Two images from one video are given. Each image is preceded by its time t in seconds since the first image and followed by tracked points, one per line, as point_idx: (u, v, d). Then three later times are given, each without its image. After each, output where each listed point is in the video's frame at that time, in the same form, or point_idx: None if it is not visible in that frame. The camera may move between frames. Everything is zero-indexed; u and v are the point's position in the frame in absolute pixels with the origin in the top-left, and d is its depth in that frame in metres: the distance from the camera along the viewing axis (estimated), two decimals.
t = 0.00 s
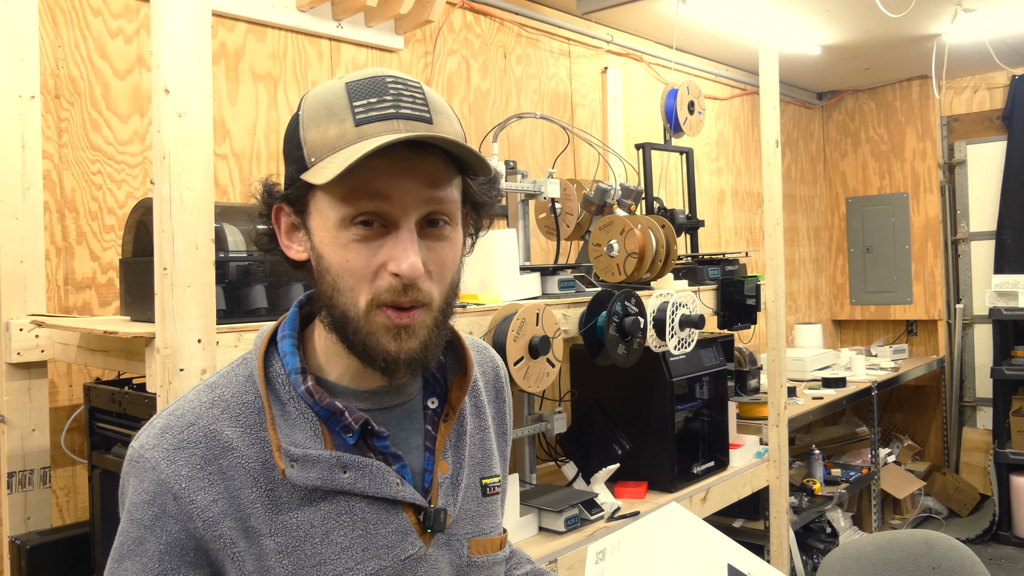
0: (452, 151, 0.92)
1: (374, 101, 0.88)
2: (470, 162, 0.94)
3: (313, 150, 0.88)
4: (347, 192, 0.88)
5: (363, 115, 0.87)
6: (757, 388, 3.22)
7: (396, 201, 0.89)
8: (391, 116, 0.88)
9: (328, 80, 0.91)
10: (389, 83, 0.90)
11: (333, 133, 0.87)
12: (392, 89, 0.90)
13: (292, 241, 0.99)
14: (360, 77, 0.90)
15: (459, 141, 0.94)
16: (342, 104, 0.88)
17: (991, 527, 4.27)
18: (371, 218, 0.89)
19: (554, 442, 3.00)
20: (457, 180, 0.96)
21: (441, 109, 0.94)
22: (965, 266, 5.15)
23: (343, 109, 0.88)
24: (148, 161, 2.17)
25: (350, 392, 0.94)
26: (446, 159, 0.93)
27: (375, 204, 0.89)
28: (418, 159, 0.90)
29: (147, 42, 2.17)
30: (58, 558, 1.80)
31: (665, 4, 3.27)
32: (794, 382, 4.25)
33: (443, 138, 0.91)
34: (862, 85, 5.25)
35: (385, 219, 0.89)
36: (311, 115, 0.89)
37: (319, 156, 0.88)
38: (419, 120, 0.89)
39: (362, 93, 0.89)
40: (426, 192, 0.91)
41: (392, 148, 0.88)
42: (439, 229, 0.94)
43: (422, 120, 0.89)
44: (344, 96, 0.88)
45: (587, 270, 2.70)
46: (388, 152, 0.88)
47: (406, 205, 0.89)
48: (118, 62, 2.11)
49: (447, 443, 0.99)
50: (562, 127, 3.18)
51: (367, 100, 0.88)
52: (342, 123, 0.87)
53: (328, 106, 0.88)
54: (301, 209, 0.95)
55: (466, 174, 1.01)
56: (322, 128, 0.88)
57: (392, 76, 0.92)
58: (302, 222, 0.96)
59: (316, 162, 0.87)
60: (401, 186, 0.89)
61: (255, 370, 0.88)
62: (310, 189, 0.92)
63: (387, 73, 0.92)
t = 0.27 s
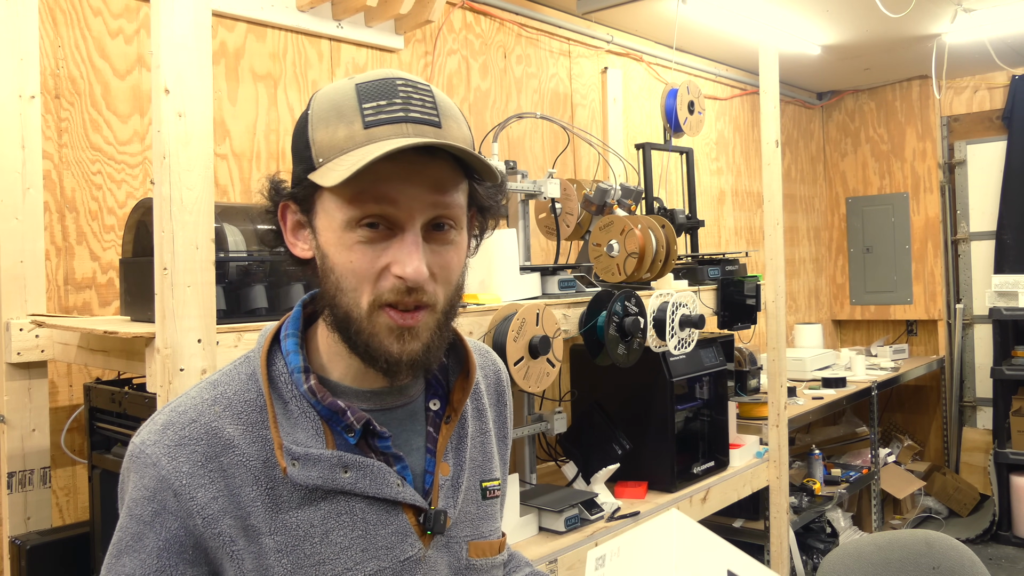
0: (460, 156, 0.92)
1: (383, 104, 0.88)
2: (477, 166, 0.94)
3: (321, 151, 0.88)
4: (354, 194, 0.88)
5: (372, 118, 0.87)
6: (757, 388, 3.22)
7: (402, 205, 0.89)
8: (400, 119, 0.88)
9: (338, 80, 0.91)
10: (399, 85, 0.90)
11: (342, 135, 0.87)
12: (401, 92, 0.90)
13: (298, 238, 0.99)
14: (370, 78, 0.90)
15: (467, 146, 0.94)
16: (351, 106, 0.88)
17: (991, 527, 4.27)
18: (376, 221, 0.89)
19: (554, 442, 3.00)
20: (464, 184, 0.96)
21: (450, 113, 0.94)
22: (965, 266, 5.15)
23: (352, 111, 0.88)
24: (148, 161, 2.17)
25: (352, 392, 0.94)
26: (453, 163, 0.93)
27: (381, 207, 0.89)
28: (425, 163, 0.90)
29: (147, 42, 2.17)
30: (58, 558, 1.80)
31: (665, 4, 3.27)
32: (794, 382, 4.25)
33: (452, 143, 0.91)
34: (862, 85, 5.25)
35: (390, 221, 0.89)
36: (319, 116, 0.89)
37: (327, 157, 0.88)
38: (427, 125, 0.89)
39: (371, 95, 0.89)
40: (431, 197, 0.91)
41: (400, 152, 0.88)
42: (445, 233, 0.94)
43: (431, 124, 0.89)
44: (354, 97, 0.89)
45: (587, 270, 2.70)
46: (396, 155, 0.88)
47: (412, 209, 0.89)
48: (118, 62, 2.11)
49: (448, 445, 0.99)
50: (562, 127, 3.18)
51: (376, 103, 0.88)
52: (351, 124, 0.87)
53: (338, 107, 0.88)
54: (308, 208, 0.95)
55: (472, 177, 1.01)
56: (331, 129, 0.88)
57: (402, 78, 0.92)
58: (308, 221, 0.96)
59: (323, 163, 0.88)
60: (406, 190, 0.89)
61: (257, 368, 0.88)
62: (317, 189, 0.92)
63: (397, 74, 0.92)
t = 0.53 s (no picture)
0: (470, 158, 0.93)
1: (397, 104, 0.88)
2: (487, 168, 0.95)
3: (333, 150, 0.88)
4: (368, 194, 0.88)
5: (385, 118, 0.87)
6: (758, 388, 3.22)
7: (416, 207, 0.89)
8: (414, 120, 0.88)
9: (349, 78, 0.91)
10: (411, 86, 0.90)
11: (355, 135, 0.87)
12: (414, 93, 0.90)
13: (303, 237, 0.99)
14: (382, 78, 0.90)
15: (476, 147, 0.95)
16: (364, 106, 0.88)
17: (991, 527, 4.27)
18: (389, 222, 0.89)
19: (554, 442, 3.00)
20: (473, 186, 0.96)
21: (461, 114, 0.94)
22: (965, 266, 5.15)
23: (365, 111, 0.88)
24: (148, 161, 2.17)
25: (354, 391, 0.94)
26: (464, 165, 0.94)
27: (395, 208, 0.88)
28: (438, 164, 0.90)
29: (147, 42, 2.17)
30: (58, 558, 1.80)
31: (665, 4, 3.27)
32: (794, 382, 4.25)
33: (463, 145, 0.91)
34: (862, 85, 5.25)
35: (403, 222, 0.89)
36: (331, 114, 0.89)
37: (339, 156, 0.88)
38: (440, 126, 0.90)
39: (384, 95, 0.89)
40: (443, 199, 0.91)
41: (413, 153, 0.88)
42: (454, 234, 0.95)
43: (443, 126, 0.90)
44: (367, 96, 0.89)
45: (587, 270, 2.70)
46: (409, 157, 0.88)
47: (425, 211, 0.90)
48: (118, 62, 2.11)
49: (448, 447, 0.99)
50: (562, 127, 3.18)
51: (389, 103, 0.88)
52: (364, 124, 0.87)
53: (350, 106, 0.88)
54: (316, 207, 0.94)
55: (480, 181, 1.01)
56: (343, 128, 0.88)
57: (414, 78, 0.92)
58: (315, 220, 0.95)
59: (336, 163, 0.88)
60: (420, 192, 0.89)
61: (259, 367, 0.88)
62: (328, 188, 0.91)
63: (409, 75, 0.92)
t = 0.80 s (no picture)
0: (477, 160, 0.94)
1: (409, 105, 0.89)
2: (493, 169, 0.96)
3: (343, 150, 0.88)
4: (380, 195, 0.88)
5: (398, 119, 0.88)
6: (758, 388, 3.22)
7: (429, 209, 0.89)
8: (426, 121, 0.89)
9: (357, 78, 0.91)
10: (421, 89, 0.91)
11: (367, 134, 0.87)
12: (425, 95, 0.91)
13: (304, 238, 0.98)
14: (391, 79, 0.91)
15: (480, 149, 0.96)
16: (376, 107, 0.88)
17: (991, 527, 4.27)
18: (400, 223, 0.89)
19: (554, 442, 3.00)
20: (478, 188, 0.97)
21: (468, 118, 0.95)
22: (965, 266, 5.15)
23: (376, 111, 0.88)
24: (148, 161, 2.17)
25: (353, 391, 0.94)
26: (471, 167, 0.95)
27: (408, 210, 0.88)
28: (448, 166, 0.91)
29: (147, 42, 2.17)
30: (58, 558, 1.80)
31: (665, 4, 3.27)
32: (794, 382, 4.25)
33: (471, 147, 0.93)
34: (862, 84, 5.24)
35: (414, 224, 0.89)
36: (341, 114, 0.89)
37: (350, 156, 0.87)
38: (452, 128, 0.90)
39: (396, 96, 0.89)
40: (456, 199, 0.92)
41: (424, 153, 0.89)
42: (461, 236, 0.95)
43: (453, 127, 0.91)
44: (378, 97, 0.89)
45: (587, 270, 2.70)
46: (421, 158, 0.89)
47: (439, 212, 0.90)
48: (118, 62, 2.11)
49: (448, 446, 0.99)
50: (562, 127, 3.18)
51: (401, 104, 0.89)
52: (376, 124, 0.87)
53: (361, 106, 0.88)
54: (323, 209, 0.93)
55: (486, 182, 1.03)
56: (355, 128, 0.88)
57: (423, 81, 0.93)
58: (320, 221, 0.94)
59: (347, 162, 0.87)
60: (431, 194, 0.89)
61: (256, 368, 0.88)
62: (337, 188, 0.90)
63: (418, 78, 0.92)
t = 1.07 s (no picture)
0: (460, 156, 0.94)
1: (387, 101, 0.88)
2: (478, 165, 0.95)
3: (323, 147, 0.88)
4: (354, 188, 0.89)
5: (375, 115, 0.87)
6: (758, 388, 3.23)
7: (403, 203, 0.90)
8: (403, 117, 0.88)
9: (342, 79, 0.91)
10: (402, 85, 0.90)
11: (344, 131, 0.87)
12: (405, 91, 0.90)
13: (297, 238, 0.99)
14: (373, 78, 0.90)
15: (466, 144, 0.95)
16: (355, 104, 0.88)
17: (991, 527, 4.27)
18: (375, 217, 0.89)
19: (554, 442, 3.00)
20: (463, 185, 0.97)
21: (452, 114, 0.94)
22: (965, 266, 5.15)
23: (355, 108, 0.88)
24: (148, 161, 2.17)
25: (350, 388, 0.94)
26: (454, 162, 0.94)
27: (381, 204, 0.89)
28: (426, 161, 0.91)
29: (147, 42, 2.17)
30: (58, 558, 1.80)
31: (665, 4, 3.27)
32: (794, 382, 4.25)
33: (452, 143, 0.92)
34: (862, 85, 5.25)
35: (389, 218, 0.90)
36: (322, 113, 0.89)
37: (329, 152, 0.87)
38: (431, 123, 0.89)
39: (375, 93, 0.88)
40: (433, 194, 0.92)
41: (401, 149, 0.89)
42: (443, 232, 0.95)
43: (432, 123, 0.89)
44: (357, 94, 0.88)
45: (587, 270, 2.70)
46: (396, 153, 0.89)
47: (413, 204, 0.90)
48: (118, 62, 2.11)
49: (448, 442, 0.99)
50: (562, 127, 3.18)
51: (379, 100, 0.88)
52: (353, 121, 0.87)
53: (341, 104, 0.88)
54: (308, 205, 0.94)
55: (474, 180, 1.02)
56: (334, 125, 0.88)
57: (406, 79, 0.92)
58: (307, 219, 0.96)
59: (326, 159, 0.87)
60: (407, 187, 0.90)
61: (254, 367, 0.88)
62: (317, 185, 0.91)
63: (401, 75, 0.92)
